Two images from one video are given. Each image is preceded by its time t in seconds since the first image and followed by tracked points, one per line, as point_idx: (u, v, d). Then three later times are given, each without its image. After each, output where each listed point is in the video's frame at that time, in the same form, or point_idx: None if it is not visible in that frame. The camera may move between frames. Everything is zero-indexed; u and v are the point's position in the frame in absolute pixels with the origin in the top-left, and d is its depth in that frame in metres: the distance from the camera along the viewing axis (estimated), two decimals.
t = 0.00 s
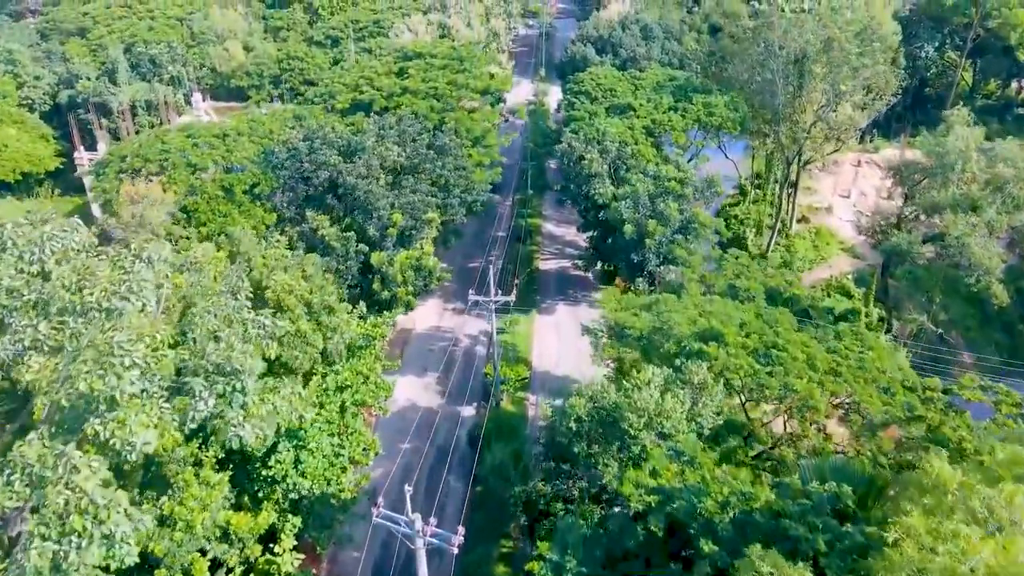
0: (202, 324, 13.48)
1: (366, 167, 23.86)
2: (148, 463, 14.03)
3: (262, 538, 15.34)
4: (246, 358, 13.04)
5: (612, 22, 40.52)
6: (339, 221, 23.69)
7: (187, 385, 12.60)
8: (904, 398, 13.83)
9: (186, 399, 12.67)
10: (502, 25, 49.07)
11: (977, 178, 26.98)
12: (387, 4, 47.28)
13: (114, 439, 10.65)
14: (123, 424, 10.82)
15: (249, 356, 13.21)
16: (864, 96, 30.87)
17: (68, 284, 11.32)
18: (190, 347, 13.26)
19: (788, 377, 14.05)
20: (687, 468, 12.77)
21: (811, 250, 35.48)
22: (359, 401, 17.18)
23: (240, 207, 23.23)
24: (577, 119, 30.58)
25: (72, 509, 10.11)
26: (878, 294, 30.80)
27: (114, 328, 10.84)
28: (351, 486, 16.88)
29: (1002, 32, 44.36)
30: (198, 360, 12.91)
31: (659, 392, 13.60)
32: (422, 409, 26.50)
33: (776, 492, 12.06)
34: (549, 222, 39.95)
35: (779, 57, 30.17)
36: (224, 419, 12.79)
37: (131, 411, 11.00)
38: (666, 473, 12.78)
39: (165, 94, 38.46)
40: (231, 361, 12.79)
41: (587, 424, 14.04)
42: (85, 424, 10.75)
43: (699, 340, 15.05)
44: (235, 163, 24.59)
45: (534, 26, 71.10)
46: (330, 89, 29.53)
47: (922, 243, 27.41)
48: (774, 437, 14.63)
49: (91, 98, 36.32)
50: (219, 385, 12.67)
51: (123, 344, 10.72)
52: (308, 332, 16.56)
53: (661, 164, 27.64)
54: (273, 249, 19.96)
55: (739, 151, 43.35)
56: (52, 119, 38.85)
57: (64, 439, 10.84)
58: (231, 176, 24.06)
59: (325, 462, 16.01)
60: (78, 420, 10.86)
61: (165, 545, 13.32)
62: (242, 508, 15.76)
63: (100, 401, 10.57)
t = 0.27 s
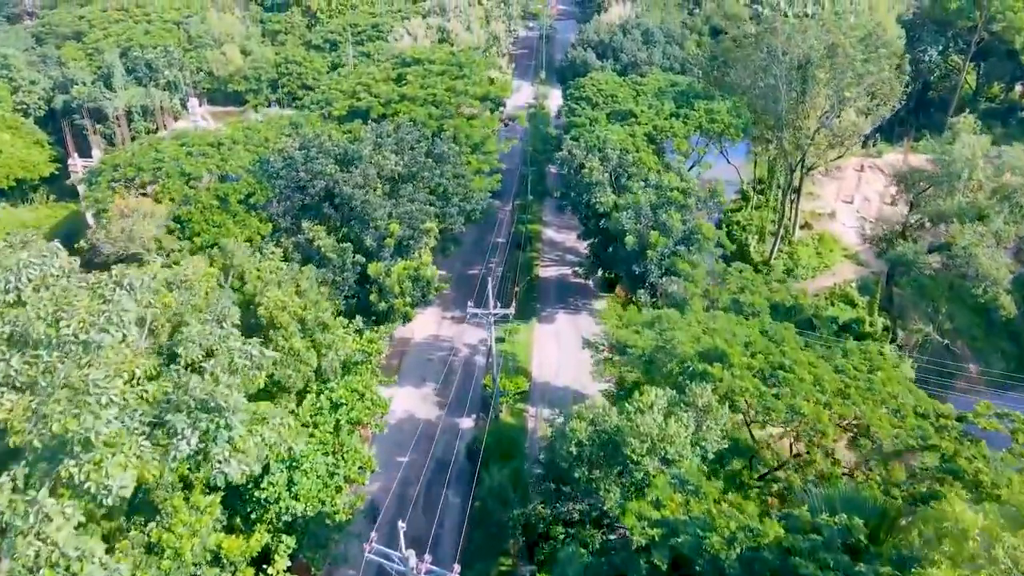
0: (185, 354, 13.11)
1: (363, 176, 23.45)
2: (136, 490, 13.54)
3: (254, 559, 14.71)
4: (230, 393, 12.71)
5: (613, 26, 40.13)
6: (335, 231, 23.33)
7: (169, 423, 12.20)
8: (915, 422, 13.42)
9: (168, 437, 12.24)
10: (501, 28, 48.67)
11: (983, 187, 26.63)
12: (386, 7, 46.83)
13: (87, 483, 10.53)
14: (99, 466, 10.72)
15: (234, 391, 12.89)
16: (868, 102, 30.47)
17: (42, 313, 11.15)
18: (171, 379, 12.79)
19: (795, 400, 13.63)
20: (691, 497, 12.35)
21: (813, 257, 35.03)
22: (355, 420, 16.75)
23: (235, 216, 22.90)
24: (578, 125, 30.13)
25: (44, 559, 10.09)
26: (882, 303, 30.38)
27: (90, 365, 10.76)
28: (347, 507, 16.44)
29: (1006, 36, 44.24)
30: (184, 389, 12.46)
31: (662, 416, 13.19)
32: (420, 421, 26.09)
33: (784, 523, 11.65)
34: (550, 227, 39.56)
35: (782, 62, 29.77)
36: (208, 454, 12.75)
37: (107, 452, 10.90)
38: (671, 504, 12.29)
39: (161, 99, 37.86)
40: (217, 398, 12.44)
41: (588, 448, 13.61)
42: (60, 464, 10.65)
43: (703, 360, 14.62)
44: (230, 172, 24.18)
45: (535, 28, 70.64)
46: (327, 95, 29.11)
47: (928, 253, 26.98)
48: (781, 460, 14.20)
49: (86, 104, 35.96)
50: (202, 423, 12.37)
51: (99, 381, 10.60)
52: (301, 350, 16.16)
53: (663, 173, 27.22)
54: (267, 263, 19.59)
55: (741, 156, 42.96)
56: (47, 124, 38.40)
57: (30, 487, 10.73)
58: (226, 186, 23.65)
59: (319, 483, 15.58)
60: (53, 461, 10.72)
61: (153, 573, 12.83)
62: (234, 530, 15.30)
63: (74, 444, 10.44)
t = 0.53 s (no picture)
0: (167, 387, 12.64)
1: (359, 186, 23.06)
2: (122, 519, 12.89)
3: None
4: (216, 430, 12.25)
5: (613, 31, 39.74)
6: (332, 241, 22.90)
7: (148, 461, 11.72)
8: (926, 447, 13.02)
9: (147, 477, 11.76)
10: (501, 32, 48.23)
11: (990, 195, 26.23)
12: (385, 10, 46.40)
13: (61, 531, 10.16)
14: (74, 512, 10.31)
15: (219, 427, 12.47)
16: (872, 108, 30.06)
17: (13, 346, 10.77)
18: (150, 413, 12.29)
19: (802, 425, 13.24)
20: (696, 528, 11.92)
21: (817, 264, 34.61)
22: (350, 439, 16.32)
23: (229, 226, 22.53)
24: (578, 132, 29.72)
25: None
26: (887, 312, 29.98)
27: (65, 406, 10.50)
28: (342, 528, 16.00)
29: (1009, 40, 43.65)
30: (165, 423, 12.01)
31: (666, 442, 12.79)
32: (418, 433, 25.68)
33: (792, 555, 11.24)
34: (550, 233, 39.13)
35: (785, 68, 29.35)
36: (191, 494, 12.26)
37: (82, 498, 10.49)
38: (677, 536, 11.69)
39: (157, 105, 37.51)
40: (202, 435, 12.01)
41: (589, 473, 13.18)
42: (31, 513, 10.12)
43: (708, 381, 14.22)
44: (224, 181, 23.75)
45: (534, 30, 70.15)
46: (324, 101, 28.66)
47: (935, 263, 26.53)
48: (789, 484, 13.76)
49: (81, 109, 35.51)
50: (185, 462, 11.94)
51: (75, 423, 10.35)
52: (295, 369, 15.74)
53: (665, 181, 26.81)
54: (261, 276, 19.17)
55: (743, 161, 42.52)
56: (41, 129, 37.91)
57: (2, 535, 10.45)
58: (221, 195, 23.23)
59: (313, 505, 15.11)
60: (24, 507, 10.14)
61: None
62: (225, 554, 14.54)
63: (49, 489, 10.02)
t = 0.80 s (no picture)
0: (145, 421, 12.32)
1: (356, 197, 22.68)
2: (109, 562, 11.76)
3: None
4: (196, 472, 11.66)
5: (614, 35, 39.36)
6: (328, 251, 22.53)
7: (124, 505, 11.16)
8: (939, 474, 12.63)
9: (126, 520, 11.25)
10: (501, 35, 47.80)
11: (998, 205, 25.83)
12: (384, 14, 45.96)
13: None
14: (46, 561, 10.22)
15: (199, 466, 11.84)
16: (877, 114, 29.66)
17: None
18: (131, 448, 12.01)
19: (810, 450, 12.89)
20: (700, 560, 11.53)
21: (820, 271, 34.18)
22: (345, 458, 15.89)
23: (223, 236, 22.18)
24: (579, 139, 29.34)
25: None
26: (892, 321, 29.56)
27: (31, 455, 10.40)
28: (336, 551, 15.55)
29: (1014, 43, 43.47)
30: (143, 463, 11.44)
31: (670, 467, 12.39)
32: (417, 445, 25.27)
33: None
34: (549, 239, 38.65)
35: (788, 74, 28.96)
36: (173, 536, 11.59)
37: (55, 545, 10.40)
38: (682, 567, 11.29)
39: (153, 110, 37.27)
40: (179, 477, 11.46)
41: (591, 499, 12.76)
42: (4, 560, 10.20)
43: (712, 403, 13.82)
44: (218, 190, 23.30)
45: (535, 32, 69.64)
46: (320, 108, 28.19)
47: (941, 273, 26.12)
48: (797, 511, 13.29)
49: (75, 115, 35.05)
50: (163, 505, 11.35)
51: (43, 471, 10.29)
52: (288, 388, 15.34)
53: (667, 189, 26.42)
54: (255, 290, 18.81)
55: (745, 166, 42.06)
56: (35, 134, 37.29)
57: None
58: (215, 205, 22.81)
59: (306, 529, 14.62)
60: None
61: None
62: None
63: (17, 540, 9.99)
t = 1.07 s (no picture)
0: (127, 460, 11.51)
1: (352, 206, 22.28)
2: None
3: None
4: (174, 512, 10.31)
5: (615, 38, 38.89)
6: (324, 262, 22.13)
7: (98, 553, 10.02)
8: (952, 500, 12.24)
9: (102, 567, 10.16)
10: (501, 37, 47.35)
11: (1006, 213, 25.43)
12: (382, 17, 45.51)
13: None
14: None
15: (179, 506, 10.58)
16: (882, 121, 29.24)
17: None
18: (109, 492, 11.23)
19: (818, 476, 12.47)
20: None
21: (823, 278, 33.75)
22: (341, 478, 15.48)
23: (217, 246, 21.79)
24: (580, 145, 28.94)
25: None
26: (897, 330, 29.16)
27: None
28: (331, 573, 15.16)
29: (1019, 47, 43.05)
30: (121, 505, 10.38)
31: (675, 495, 11.96)
32: (414, 458, 24.88)
33: None
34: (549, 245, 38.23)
35: (792, 80, 28.55)
36: None
37: None
38: None
39: (148, 115, 36.76)
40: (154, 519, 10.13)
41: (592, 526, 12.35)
42: None
43: (717, 425, 13.38)
44: (212, 200, 22.88)
45: (534, 34, 69.14)
46: (317, 114, 27.75)
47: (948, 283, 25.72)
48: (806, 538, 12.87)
49: (69, 120, 34.32)
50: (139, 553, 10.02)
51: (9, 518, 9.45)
52: (280, 408, 14.91)
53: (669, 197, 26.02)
54: (249, 303, 18.39)
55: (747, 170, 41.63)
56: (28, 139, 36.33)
57: None
58: (209, 214, 22.39)
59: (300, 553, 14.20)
60: None
61: None
62: None
63: None
